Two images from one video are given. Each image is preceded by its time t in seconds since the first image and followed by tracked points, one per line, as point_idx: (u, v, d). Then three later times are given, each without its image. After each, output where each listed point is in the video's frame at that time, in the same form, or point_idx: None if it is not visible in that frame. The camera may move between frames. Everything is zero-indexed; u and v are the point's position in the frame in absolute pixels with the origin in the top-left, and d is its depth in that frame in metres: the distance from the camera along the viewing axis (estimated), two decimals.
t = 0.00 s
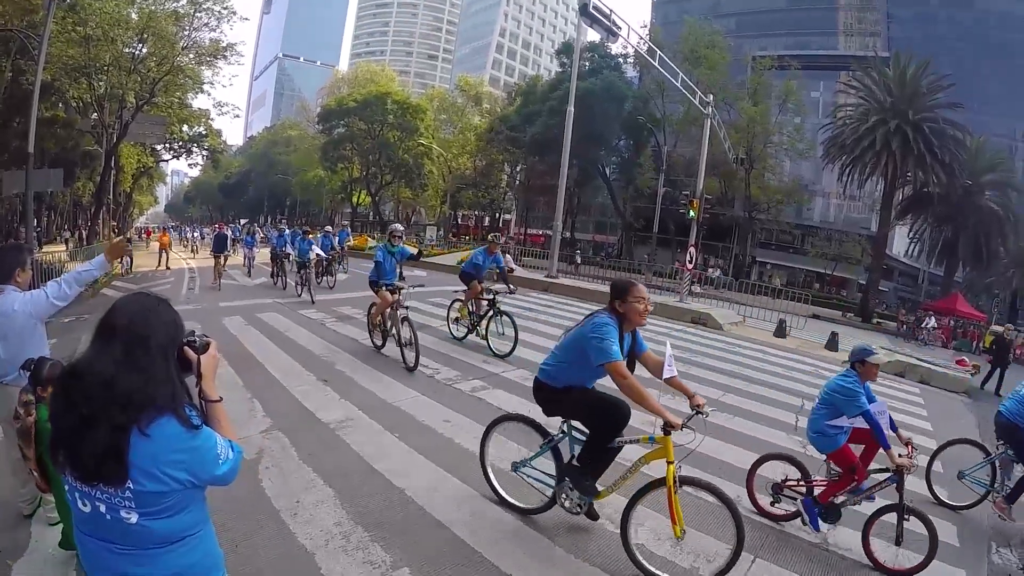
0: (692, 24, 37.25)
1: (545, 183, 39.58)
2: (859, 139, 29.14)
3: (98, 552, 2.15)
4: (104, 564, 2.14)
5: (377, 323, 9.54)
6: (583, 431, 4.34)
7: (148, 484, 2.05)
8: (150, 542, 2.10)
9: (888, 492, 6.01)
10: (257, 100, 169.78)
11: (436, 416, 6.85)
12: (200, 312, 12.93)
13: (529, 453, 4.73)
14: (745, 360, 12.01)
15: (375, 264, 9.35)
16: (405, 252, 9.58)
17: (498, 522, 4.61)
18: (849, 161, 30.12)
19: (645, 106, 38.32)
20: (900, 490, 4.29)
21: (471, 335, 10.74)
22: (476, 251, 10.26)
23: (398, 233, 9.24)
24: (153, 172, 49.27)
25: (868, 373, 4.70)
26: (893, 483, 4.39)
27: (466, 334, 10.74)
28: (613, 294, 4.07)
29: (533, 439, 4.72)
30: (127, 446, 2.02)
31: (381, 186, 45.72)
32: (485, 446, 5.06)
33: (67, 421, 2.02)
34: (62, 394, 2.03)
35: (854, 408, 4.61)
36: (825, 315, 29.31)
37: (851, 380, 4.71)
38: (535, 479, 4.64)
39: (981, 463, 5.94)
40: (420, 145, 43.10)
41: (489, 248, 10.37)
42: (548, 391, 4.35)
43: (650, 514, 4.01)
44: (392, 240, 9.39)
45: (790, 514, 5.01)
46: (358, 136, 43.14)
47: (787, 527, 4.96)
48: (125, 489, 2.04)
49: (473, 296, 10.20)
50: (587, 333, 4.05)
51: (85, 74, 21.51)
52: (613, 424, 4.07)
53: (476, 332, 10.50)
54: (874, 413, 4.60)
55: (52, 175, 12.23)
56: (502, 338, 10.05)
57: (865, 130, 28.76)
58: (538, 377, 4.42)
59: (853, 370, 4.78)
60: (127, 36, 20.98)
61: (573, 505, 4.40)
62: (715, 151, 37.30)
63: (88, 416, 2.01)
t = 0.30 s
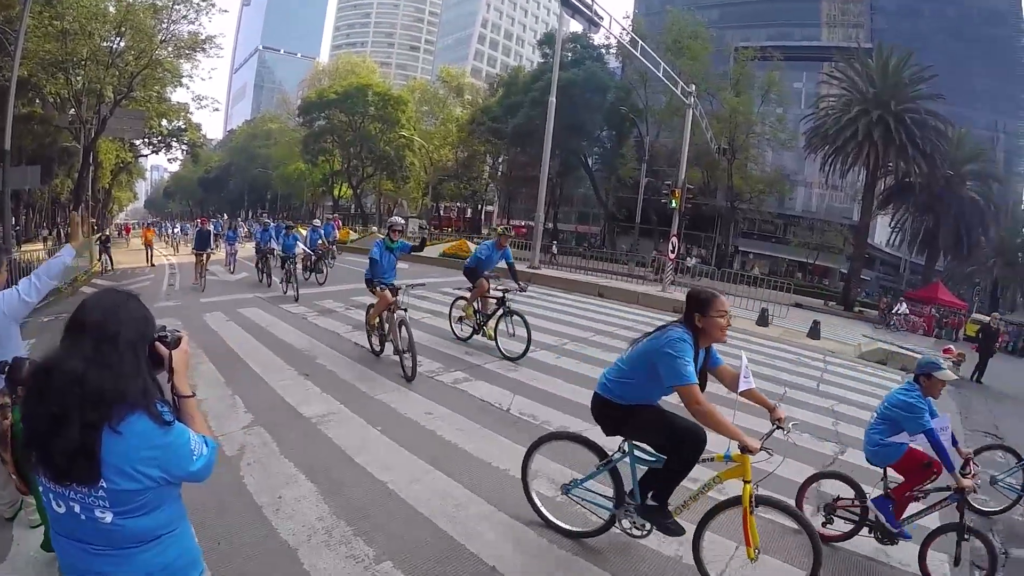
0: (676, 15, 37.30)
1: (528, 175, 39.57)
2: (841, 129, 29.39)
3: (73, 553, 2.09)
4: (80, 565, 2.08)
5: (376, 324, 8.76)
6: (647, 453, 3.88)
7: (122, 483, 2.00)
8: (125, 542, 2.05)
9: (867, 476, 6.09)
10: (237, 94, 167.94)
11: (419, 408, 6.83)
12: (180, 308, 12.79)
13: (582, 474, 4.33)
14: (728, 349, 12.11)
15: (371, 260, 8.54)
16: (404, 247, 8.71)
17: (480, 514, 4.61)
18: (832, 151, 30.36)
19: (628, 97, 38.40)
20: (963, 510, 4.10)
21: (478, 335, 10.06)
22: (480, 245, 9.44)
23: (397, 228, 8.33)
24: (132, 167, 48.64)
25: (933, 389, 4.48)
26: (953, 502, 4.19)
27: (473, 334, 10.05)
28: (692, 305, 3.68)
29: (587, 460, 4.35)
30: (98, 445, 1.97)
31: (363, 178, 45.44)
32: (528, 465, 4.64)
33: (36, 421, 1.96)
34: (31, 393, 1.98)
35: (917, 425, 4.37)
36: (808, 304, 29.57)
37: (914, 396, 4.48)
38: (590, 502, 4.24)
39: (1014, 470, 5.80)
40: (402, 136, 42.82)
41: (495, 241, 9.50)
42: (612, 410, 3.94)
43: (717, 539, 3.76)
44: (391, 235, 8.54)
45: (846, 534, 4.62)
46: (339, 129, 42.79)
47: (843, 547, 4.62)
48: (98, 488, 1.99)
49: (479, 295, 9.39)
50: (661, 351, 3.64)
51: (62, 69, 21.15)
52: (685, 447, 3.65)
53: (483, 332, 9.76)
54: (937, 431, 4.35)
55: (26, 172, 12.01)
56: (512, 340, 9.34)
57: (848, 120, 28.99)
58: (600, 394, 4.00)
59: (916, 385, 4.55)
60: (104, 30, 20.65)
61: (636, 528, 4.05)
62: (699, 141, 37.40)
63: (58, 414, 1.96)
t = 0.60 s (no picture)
0: (670, 15, 37.40)
1: (522, 173, 39.60)
2: (833, 130, 29.54)
3: (58, 556, 2.06)
4: (66, 567, 2.05)
5: (383, 335, 7.93)
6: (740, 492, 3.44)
7: (108, 483, 1.97)
8: (112, 543, 2.02)
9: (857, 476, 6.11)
10: (229, 90, 167.09)
11: (410, 408, 6.81)
12: (170, 305, 12.73)
13: (661, 509, 3.85)
14: (719, 348, 12.16)
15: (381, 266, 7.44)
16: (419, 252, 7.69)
17: (471, 514, 4.60)
18: (825, 152, 30.49)
19: (622, 96, 38.49)
20: None
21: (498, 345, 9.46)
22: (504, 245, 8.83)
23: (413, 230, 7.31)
24: (123, 163, 48.35)
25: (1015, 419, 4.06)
26: None
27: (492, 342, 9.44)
28: (807, 335, 3.19)
29: (666, 495, 3.86)
30: (83, 444, 1.95)
31: (356, 176, 45.34)
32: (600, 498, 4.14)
33: (22, 420, 1.94)
34: (15, 391, 1.96)
35: (999, 458, 3.94)
36: (799, 305, 29.71)
37: (995, 426, 4.04)
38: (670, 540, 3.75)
39: None
40: (395, 134, 42.71)
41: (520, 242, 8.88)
42: (706, 449, 3.45)
43: None
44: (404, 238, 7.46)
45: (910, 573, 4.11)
46: (332, 126, 42.66)
47: None
48: (84, 489, 1.97)
49: (502, 302, 8.81)
50: (773, 388, 3.16)
51: (54, 64, 20.99)
52: (789, 494, 3.20)
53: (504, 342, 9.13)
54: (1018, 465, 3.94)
55: (16, 168, 11.90)
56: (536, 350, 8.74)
57: (841, 122, 29.12)
58: (697, 432, 3.48)
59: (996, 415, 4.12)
60: (96, 25, 20.51)
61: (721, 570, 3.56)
62: (692, 141, 37.47)
63: (42, 413, 1.93)
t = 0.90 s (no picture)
0: (671, 11, 37.30)
1: (523, 171, 39.57)
2: (835, 127, 29.48)
3: (58, 555, 2.05)
4: (66, 566, 2.04)
5: (402, 348, 7.24)
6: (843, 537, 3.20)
7: (107, 481, 1.96)
8: (111, 542, 2.02)
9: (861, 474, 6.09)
10: (229, 87, 167.12)
11: (411, 405, 6.81)
12: (171, 303, 12.70)
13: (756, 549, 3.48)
14: (721, 346, 12.15)
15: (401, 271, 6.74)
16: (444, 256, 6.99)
17: (473, 510, 4.61)
18: (827, 149, 30.44)
19: (623, 93, 38.42)
20: None
21: (530, 353, 8.92)
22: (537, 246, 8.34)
23: (439, 232, 6.53)
24: (124, 162, 48.37)
25: None
26: None
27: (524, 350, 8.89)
28: (934, 359, 2.94)
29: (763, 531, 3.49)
30: (83, 443, 1.94)
31: (356, 173, 45.33)
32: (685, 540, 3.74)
33: (22, 420, 1.94)
34: (13, 390, 1.95)
35: None
36: (801, 302, 29.67)
37: None
38: None
39: None
40: (395, 132, 42.68)
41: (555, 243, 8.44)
42: (824, 490, 3.15)
43: None
44: (431, 239, 6.70)
45: None
46: (333, 124, 42.64)
47: None
48: (83, 488, 1.95)
49: (535, 309, 8.36)
50: (907, 422, 2.89)
51: (54, 63, 20.96)
52: (899, 549, 3.00)
53: (536, 351, 8.66)
54: None
55: (17, 167, 11.90)
56: (571, 359, 8.17)
57: (843, 118, 29.06)
58: (810, 467, 3.22)
59: None
60: (96, 24, 20.49)
61: None
62: (693, 138, 37.40)
63: (41, 413, 1.93)
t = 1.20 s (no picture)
0: (673, 12, 37.31)
1: (524, 171, 39.59)
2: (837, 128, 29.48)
3: (60, 556, 2.05)
4: (70, 567, 2.04)
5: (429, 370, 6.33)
6: None
7: (111, 481, 1.96)
8: (114, 542, 2.02)
9: (863, 478, 6.06)
10: (230, 88, 167.60)
11: (413, 405, 6.82)
12: (173, 304, 12.71)
13: None
14: (724, 347, 12.13)
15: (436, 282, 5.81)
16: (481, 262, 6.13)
17: (474, 511, 4.61)
18: (828, 150, 30.44)
19: (624, 94, 38.44)
20: None
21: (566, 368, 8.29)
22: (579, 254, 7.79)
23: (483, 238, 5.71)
24: (126, 163, 48.47)
25: None
26: None
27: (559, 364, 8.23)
28: None
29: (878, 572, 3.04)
30: (87, 442, 1.94)
31: (358, 174, 45.38)
32: None
33: (25, 419, 1.94)
34: (17, 390, 1.96)
35: None
36: (803, 302, 29.66)
37: None
38: None
39: None
40: (398, 132, 42.68)
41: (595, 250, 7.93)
42: (946, 538, 2.71)
43: None
44: (470, 246, 5.87)
45: None
46: (335, 124, 42.73)
47: None
48: (88, 488, 1.96)
49: (574, 319, 7.78)
50: None
51: (57, 64, 21.01)
52: None
53: (573, 366, 8.02)
54: None
55: (19, 167, 11.92)
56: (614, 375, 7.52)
57: (844, 119, 29.06)
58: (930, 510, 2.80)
59: None
60: (99, 25, 20.54)
61: None
62: (694, 138, 37.42)
63: (45, 414, 1.92)
